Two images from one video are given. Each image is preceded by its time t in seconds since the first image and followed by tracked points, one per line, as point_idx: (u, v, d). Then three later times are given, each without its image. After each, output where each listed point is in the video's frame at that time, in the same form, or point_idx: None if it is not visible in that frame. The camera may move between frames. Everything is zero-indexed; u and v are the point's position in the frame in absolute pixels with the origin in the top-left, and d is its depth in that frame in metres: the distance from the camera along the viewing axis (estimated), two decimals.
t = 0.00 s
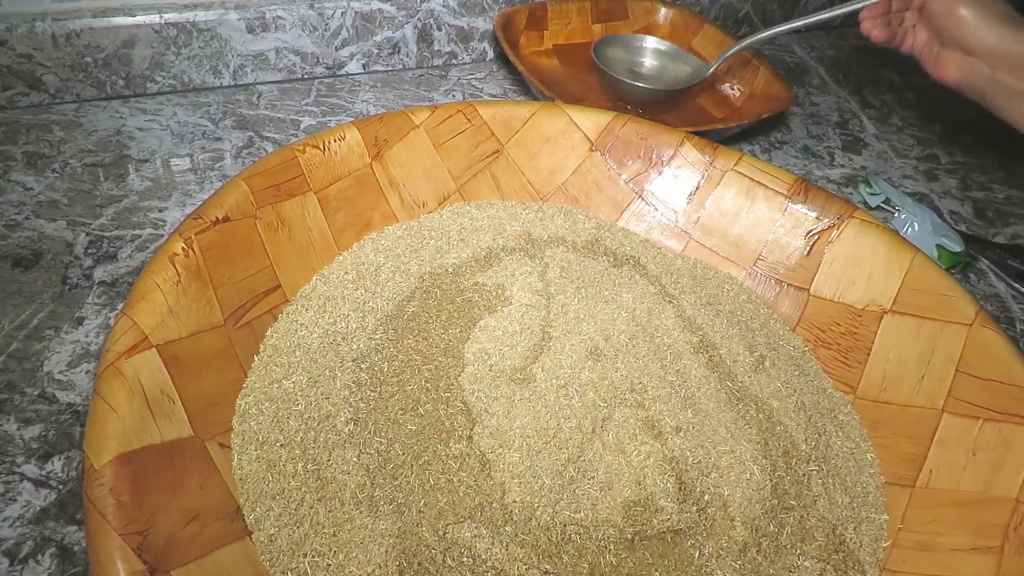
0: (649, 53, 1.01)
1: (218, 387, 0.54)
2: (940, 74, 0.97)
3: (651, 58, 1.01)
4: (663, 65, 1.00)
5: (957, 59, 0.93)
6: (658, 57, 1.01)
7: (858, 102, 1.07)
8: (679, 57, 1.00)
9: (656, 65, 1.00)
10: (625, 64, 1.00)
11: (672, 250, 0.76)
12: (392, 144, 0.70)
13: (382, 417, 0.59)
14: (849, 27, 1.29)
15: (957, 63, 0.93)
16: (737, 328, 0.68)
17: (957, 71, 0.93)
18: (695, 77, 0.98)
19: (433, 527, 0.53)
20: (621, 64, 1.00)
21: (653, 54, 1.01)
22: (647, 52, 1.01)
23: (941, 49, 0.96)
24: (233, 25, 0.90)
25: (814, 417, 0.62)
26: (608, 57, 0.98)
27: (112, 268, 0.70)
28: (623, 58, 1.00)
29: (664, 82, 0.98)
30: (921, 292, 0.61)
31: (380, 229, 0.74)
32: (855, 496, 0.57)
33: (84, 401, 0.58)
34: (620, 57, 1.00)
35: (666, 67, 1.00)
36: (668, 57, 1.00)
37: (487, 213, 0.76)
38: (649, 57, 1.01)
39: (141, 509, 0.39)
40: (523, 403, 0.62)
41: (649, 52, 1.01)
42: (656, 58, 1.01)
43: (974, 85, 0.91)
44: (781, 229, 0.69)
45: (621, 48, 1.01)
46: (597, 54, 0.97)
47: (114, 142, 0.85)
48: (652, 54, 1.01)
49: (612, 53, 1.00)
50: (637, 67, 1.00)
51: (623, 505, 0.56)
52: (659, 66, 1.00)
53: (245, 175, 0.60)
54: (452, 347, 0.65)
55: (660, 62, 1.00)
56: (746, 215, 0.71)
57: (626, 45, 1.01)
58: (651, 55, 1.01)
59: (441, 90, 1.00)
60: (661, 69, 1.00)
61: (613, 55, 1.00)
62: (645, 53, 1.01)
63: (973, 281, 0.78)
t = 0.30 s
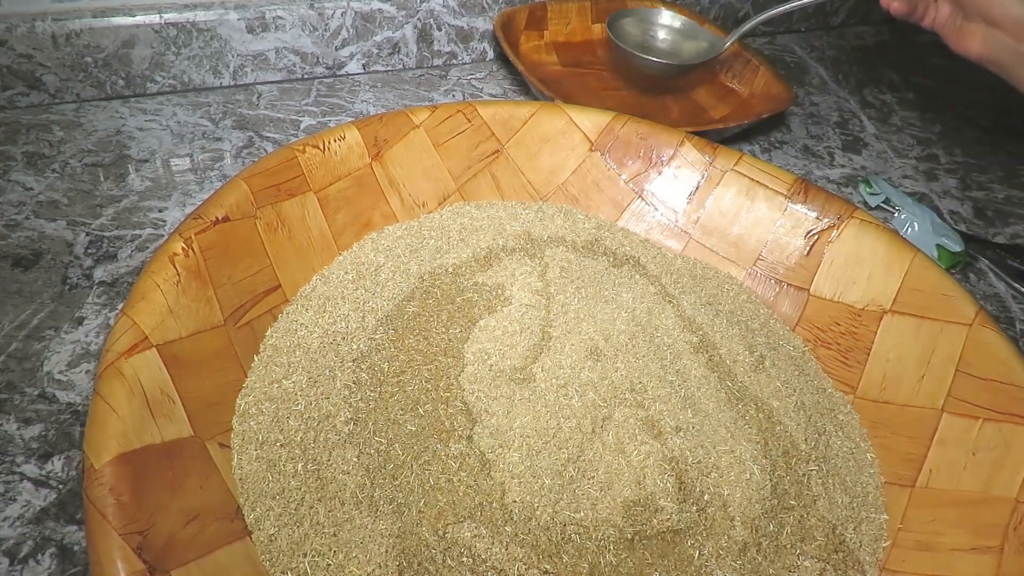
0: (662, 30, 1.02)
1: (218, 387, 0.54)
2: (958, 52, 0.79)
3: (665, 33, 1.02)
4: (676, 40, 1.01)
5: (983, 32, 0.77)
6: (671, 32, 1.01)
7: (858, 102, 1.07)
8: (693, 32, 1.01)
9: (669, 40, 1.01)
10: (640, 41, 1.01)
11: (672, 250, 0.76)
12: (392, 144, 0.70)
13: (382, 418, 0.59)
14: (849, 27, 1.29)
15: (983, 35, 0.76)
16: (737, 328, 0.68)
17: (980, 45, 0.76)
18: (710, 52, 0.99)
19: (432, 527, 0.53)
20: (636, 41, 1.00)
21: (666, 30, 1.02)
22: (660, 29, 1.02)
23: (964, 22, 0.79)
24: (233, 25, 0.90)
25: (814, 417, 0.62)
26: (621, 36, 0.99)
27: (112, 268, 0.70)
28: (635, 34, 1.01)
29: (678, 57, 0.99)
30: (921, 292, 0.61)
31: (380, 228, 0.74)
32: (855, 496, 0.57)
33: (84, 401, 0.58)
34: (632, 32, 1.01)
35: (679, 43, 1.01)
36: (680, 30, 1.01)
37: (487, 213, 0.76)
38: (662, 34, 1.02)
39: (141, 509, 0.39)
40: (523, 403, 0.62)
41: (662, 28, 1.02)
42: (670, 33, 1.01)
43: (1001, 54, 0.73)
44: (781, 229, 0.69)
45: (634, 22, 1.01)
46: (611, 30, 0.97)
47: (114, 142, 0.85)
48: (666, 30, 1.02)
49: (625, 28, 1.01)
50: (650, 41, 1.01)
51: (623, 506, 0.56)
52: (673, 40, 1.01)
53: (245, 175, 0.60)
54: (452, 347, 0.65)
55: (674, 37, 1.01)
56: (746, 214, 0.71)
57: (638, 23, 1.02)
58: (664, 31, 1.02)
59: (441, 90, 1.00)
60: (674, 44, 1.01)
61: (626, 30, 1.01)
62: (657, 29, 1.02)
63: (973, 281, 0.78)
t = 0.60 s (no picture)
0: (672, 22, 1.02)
1: (218, 387, 0.54)
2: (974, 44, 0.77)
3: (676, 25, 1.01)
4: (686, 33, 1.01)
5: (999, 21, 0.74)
6: (681, 26, 1.01)
7: (858, 102, 1.07)
8: (702, 27, 1.01)
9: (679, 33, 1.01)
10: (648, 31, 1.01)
11: (672, 250, 0.76)
12: (392, 144, 0.70)
13: (382, 418, 0.59)
14: (849, 27, 1.29)
15: (999, 25, 0.74)
16: (737, 328, 0.69)
17: (996, 35, 0.74)
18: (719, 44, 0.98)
19: (432, 527, 0.53)
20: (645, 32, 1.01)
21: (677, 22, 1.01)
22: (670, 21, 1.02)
23: (981, 12, 0.77)
24: (233, 25, 0.90)
25: (814, 417, 0.62)
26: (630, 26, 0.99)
27: (112, 268, 0.70)
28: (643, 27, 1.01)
29: (687, 48, 0.98)
30: (921, 292, 0.61)
31: (380, 228, 0.74)
32: (855, 496, 0.57)
33: (84, 401, 0.58)
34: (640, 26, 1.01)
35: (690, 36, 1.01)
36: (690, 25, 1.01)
37: (487, 213, 0.76)
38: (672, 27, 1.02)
39: (141, 509, 0.39)
40: (523, 403, 0.62)
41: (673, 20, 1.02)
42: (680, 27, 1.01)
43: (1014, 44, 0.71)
44: (781, 229, 0.69)
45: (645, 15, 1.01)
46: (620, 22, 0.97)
47: (114, 142, 0.85)
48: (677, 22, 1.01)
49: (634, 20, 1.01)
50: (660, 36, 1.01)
51: (624, 505, 0.56)
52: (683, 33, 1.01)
53: (245, 175, 0.60)
54: (452, 347, 0.65)
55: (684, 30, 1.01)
56: (746, 214, 0.71)
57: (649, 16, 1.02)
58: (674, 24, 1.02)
59: (441, 90, 1.00)
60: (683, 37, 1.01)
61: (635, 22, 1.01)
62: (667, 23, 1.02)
63: (973, 281, 0.78)
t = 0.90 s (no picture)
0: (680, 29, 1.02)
1: (218, 387, 0.54)
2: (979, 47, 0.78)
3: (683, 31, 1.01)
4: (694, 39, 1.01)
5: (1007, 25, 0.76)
6: (689, 32, 1.01)
7: (859, 102, 1.07)
8: (711, 32, 1.00)
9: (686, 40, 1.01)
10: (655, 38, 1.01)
11: (672, 250, 0.76)
12: (392, 144, 0.70)
13: (382, 418, 0.59)
14: (849, 27, 1.29)
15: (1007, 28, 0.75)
16: (737, 327, 0.69)
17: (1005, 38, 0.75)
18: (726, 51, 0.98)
19: (431, 527, 0.53)
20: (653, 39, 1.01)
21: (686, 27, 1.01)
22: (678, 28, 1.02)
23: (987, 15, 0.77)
24: (233, 25, 0.90)
25: (814, 417, 0.62)
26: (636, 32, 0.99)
27: (112, 268, 0.70)
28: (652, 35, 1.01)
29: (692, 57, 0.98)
30: (921, 292, 0.61)
31: (380, 228, 0.74)
32: (855, 496, 0.57)
33: (84, 401, 0.58)
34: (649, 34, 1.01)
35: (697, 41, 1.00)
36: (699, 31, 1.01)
37: (487, 213, 0.76)
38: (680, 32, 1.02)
39: (141, 509, 0.39)
40: (523, 403, 0.62)
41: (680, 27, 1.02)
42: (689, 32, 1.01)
43: None
44: (780, 229, 0.69)
45: (653, 21, 1.02)
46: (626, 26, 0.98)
47: (114, 142, 0.85)
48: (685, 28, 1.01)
49: (642, 26, 1.01)
50: (668, 43, 1.01)
51: (624, 506, 0.56)
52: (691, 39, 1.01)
53: (245, 175, 0.60)
54: (453, 347, 0.65)
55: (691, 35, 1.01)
56: (746, 214, 0.71)
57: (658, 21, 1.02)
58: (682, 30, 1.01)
59: (441, 90, 1.00)
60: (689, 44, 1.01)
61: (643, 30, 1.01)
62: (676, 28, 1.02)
63: (973, 281, 0.78)
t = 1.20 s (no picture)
0: None
1: (218, 387, 0.54)
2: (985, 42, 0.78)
3: None
4: None
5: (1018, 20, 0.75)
6: None
7: (858, 102, 1.07)
8: None
9: None
10: None
11: (672, 250, 0.76)
12: (392, 144, 0.70)
13: (381, 419, 0.59)
14: (849, 27, 1.29)
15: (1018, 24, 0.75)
16: (737, 327, 0.69)
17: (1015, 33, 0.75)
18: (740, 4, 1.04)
19: (432, 527, 0.53)
20: None
21: None
22: None
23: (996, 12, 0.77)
24: (233, 25, 0.90)
25: (814, 417, 0.62)
26: None
27: (112, 268, 0.70)
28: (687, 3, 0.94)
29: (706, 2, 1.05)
30: (921, 292, 0.61)
31: (380, 228, 0.74)
32: (855, 496, 0.57)
33: (84, 401, 0.58)
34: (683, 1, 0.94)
35: None
36: None
37: (487, 213, 0.76)
38: None
39: (141, 509, 0.39)
40: (523, 403, 0.62)
41: None
42: None
43: None
44: (780, 228, 0.69)
45: None
46: None
47: (114, 142, 0.85)
48: None
49: None
50: None
51: (625, 505, 0.56)
52: None
53: (245, 175, 0.60)
54: (453, 346, 0.65)
55: None
56: (746, 214, 0.71)
57: None
58: None
59: (441, 90, 1.00)
60: None
61: None
62: None
63: (973, 281, 0.78)
